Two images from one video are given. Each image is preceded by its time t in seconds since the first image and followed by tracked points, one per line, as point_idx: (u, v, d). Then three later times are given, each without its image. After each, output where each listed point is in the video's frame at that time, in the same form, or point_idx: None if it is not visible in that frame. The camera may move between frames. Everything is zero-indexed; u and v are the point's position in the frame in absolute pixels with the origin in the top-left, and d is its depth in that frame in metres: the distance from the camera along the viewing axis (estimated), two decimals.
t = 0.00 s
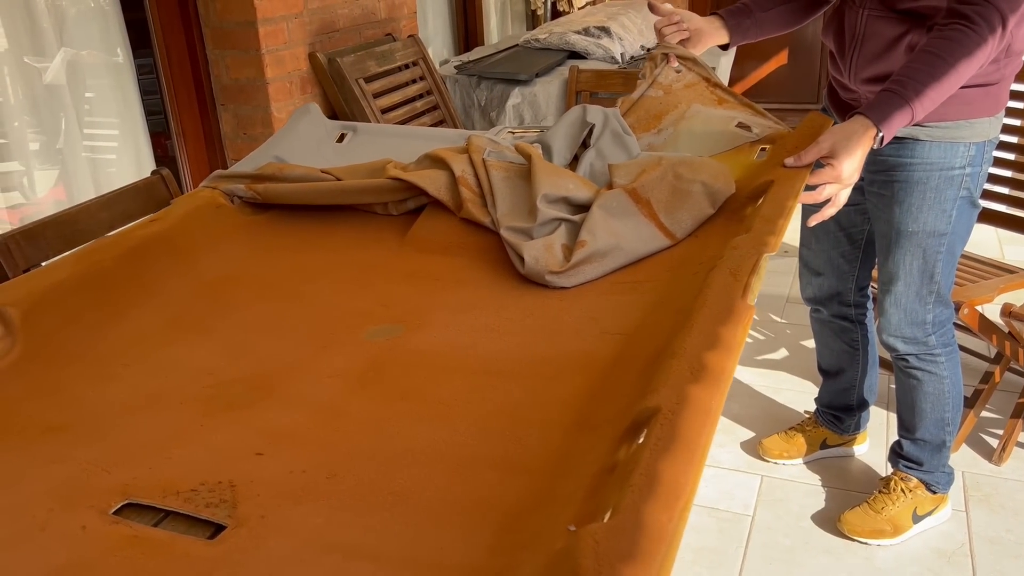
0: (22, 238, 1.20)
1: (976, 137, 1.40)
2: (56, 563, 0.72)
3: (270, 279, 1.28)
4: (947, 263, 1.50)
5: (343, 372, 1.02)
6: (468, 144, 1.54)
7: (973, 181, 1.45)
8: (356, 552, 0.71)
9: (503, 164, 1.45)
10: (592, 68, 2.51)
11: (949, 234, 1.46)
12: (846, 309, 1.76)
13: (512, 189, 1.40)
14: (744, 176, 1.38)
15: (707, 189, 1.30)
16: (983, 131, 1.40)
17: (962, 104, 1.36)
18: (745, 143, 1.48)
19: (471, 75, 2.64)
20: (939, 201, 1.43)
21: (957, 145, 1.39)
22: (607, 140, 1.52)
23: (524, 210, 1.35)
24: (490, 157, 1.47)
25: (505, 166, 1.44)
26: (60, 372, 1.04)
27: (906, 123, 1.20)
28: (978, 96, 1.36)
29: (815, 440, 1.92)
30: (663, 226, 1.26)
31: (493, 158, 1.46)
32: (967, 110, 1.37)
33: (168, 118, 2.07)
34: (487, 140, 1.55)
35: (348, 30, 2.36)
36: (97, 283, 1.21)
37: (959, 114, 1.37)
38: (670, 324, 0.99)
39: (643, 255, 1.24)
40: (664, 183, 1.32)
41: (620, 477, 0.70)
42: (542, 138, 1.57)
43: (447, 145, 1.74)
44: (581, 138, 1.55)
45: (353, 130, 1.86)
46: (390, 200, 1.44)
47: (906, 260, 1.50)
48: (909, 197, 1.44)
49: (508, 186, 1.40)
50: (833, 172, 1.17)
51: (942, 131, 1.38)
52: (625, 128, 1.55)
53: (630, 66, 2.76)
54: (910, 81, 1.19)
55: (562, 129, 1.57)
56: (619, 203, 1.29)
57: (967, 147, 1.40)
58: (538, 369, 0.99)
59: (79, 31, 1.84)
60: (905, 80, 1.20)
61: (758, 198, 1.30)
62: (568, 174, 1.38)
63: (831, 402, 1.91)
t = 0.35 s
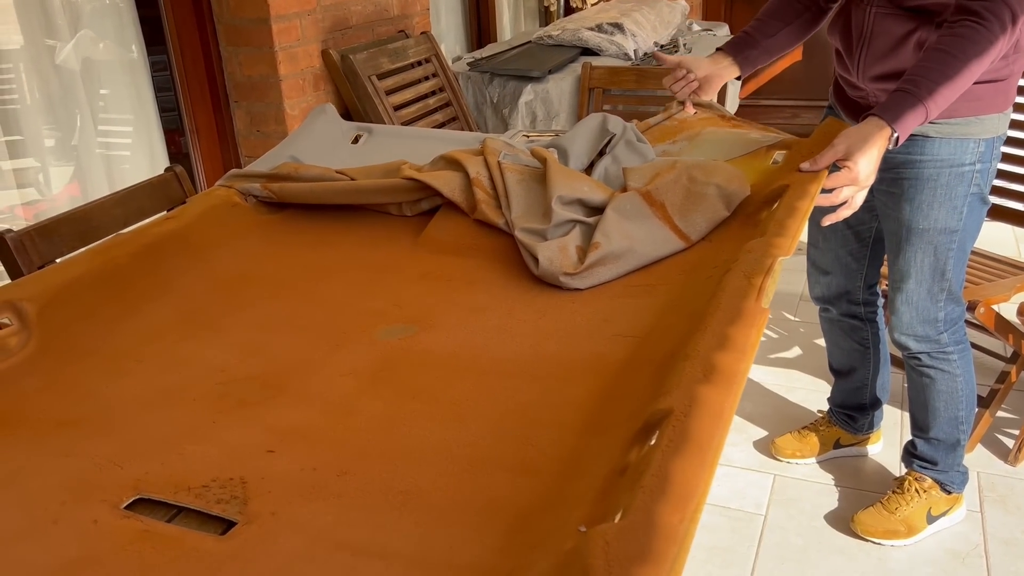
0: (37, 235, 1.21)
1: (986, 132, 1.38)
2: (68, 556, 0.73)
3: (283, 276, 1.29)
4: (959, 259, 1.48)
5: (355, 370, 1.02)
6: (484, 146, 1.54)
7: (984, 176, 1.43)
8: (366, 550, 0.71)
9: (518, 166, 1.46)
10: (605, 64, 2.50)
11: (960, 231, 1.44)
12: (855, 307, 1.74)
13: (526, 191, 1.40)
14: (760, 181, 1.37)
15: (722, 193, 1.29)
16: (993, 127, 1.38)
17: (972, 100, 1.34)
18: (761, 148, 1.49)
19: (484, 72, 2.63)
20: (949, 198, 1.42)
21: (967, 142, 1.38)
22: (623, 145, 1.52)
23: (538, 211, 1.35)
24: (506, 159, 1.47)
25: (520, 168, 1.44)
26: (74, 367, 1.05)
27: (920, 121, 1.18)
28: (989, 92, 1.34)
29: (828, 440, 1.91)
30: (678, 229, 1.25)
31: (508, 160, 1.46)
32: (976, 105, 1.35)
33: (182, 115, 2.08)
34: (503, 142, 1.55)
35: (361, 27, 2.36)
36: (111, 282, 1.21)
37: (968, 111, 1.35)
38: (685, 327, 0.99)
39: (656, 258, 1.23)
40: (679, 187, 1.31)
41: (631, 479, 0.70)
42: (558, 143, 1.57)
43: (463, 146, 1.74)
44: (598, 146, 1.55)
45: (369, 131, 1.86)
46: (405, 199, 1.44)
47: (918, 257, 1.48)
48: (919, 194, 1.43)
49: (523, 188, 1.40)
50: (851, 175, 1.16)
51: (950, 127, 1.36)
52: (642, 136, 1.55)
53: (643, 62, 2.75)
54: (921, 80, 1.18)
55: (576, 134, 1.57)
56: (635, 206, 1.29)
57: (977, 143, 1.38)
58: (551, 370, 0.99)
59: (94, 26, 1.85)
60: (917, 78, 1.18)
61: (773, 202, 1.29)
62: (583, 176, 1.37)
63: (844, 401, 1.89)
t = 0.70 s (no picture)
0: (36, 226, 1.20)
1: (978, 133, 1.35)
2: (49, 550, 0.72)
3: (285, 269, 1.27)
4: (942, 262, 1.45)
5: (351, 368, 1.01)
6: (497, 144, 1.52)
7: (972, 178, 1.41)
8: (349, 553, 0.70)
9: (531, 165, 1.43)
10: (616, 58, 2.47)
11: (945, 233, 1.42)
12: (861, 308, 1.71)
13: (539, 192, 1.37)
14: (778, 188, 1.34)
15: (739, 202, 1.26)
16: (984, 128, 1.35)
17: (966, 99, 1.31)
18: (780, 154, 1.43)
19: (493, 65, 2.61)
20: (936, 198, 1.39)
21: (958, 141, 1.35)
22: (640, 147, 1.49)
23: (550, 213, 1.33)
24: (519, 157, 1.45)
25: (533, 168, 1.41)
26: (71, 354, 1.03)
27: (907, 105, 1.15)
28: (982, 90, 1.30)
29: (838, 440, 1.88)
30: (691, 237, 1.23)
31: (522, 159, 1.44)
32: (970, 104, 1.32)
33: (188, 107, 2.07)
34: (517, 141, 1.53)
35: (369, 19, 2.34)
36: (111, 271, 1.19)
37: (961, 110, 1.32)
38: (690, 338, 0.97)
39: (666, 266, 1.20)
40: (695, 193, 1.28)
41: (619, 492, 0.68)
42: (574, 145, 1.55)
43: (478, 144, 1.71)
44: (614, 148, 1.52)
45: (386, 126, 1.84)
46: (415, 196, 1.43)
47: (902, 256, 1.45)
48: (906, 193, 1.40)
49: (535, 189, 1.38)
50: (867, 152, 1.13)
51: (943, 126, 1.34)
52: (659, 139, 1.52)
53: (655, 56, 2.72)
54: (912, 63, 1.14)
55: (592, 135, 1.55)
56: (648, 211, 1.26)
57: (968, 143, 1.35)
58: (549, 373, 0.97)
59: (101, 16, 1.84)
60: (907, 61, 1.15)
61: (790, 213, 1.27)
62: (597, 179, 1.35)
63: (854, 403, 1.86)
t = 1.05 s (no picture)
0: (20, 222, 1.14)
1: (977, 138, 1.28)
2: None
3: (281, 269, 1.20)
4: (920, 270, 1.40)
5: (346, 380, 0.93)
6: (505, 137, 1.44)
7: (967, 187, 1.34)
8: None
9: (541, 160, 1.35)
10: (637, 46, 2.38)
11: (925, 240, 1.37)
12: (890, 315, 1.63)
13: (549, 188, 1.29)
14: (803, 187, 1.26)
15: (762, 200, 1.17)
16: (986, 133, 1.28)
17: (966, 103, 1.24)
18: (807, 151, 1.33)
19: (510, 53, 2.53)
20: (920, 202, 1.34)
21: (954, 146, 1.29)
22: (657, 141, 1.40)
23: (560, 211, 1.25)
24: (529, 152, 1.36)
25: (543, 164, 1.33)
26: (49, 361, 0.97)
27: (790, 120, 1.05)
28: (986, 95, 1.23)
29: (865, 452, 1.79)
30: (713, 239, 1.15)
31: (531, 152, 1.36)
32: (969, 107, 1.25)
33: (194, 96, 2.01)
34: (527, 133, 1.45)
35: (381, 5, 2.26)
36: (97, 271, 1.13)
37: (961, 113, 1.25)
38: (714, 351, 0.89)
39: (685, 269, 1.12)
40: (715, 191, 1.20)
41: (634, 535, 0.60)
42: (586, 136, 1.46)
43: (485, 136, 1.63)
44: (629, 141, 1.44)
45: (389, 116, 1.77)
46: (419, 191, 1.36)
47: (874, 256, 1.42)
48: (893, 191, 1.36)
49: (545, 185, 1.29)
50: (717, 174, 1.08)
51: (942, 129, 1.27)
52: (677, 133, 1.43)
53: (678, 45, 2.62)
54: (796, 72, 1.04)
55: (604, 128, 1.46)
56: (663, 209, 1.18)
57: (966, 148, 1.29)
58: (559, 388, 0.89)
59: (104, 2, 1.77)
60: (791, 71, 1.04)
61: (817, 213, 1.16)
62: (610, 175, 1.27)
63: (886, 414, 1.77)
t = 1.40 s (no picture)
0: None
1: (1018, 156, 1.18)
2: None
3: (277, 285, 1.11)
4: (961, 300, 1.30)
5: (339, 422, 0.83)
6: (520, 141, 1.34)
7: (1009, 208, 1.23)
8: None
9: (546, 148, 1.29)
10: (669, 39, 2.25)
11: (964, 268, 1.26)
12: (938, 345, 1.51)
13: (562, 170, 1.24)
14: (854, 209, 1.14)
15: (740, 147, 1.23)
16: None
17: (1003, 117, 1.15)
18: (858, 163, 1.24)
19: (534, 45, 2.41)
20: (955, 231, 1.25)
21: (989, 166, 1.19)
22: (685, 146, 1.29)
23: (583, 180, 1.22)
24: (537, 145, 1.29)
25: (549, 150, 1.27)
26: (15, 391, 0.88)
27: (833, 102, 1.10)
28: None
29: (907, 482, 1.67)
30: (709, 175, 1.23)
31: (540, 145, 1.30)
32: (1005, 122, 1.16)
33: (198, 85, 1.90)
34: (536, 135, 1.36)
35: None
36: (76, 288, 1.05)
37: (996, 129, 1.16)
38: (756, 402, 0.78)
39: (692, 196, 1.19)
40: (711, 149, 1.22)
41: None
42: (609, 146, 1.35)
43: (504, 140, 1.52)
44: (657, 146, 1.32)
45: (403, 116, 1.66)
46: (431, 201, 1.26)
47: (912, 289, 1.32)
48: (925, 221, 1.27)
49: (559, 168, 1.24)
50: (731, 103, 1.18)
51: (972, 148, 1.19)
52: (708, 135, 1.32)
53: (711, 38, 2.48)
54: (861, 60, 1.06)
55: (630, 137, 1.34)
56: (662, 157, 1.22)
57: (1002, 168, 1.19)
58: (577, 438, 0.79)
59: None
60: (860, 55, 1.06)
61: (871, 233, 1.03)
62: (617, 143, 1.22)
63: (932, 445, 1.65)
